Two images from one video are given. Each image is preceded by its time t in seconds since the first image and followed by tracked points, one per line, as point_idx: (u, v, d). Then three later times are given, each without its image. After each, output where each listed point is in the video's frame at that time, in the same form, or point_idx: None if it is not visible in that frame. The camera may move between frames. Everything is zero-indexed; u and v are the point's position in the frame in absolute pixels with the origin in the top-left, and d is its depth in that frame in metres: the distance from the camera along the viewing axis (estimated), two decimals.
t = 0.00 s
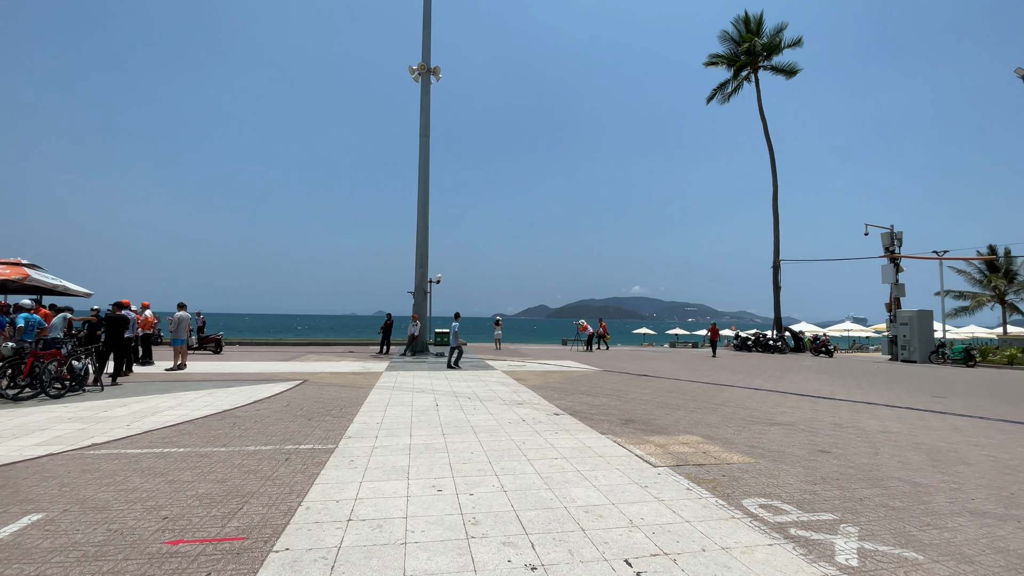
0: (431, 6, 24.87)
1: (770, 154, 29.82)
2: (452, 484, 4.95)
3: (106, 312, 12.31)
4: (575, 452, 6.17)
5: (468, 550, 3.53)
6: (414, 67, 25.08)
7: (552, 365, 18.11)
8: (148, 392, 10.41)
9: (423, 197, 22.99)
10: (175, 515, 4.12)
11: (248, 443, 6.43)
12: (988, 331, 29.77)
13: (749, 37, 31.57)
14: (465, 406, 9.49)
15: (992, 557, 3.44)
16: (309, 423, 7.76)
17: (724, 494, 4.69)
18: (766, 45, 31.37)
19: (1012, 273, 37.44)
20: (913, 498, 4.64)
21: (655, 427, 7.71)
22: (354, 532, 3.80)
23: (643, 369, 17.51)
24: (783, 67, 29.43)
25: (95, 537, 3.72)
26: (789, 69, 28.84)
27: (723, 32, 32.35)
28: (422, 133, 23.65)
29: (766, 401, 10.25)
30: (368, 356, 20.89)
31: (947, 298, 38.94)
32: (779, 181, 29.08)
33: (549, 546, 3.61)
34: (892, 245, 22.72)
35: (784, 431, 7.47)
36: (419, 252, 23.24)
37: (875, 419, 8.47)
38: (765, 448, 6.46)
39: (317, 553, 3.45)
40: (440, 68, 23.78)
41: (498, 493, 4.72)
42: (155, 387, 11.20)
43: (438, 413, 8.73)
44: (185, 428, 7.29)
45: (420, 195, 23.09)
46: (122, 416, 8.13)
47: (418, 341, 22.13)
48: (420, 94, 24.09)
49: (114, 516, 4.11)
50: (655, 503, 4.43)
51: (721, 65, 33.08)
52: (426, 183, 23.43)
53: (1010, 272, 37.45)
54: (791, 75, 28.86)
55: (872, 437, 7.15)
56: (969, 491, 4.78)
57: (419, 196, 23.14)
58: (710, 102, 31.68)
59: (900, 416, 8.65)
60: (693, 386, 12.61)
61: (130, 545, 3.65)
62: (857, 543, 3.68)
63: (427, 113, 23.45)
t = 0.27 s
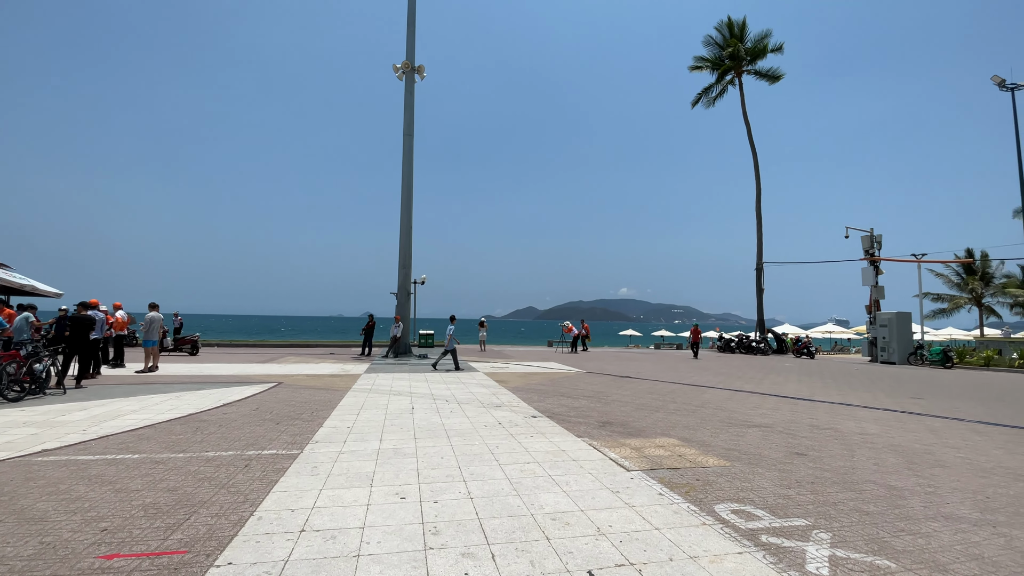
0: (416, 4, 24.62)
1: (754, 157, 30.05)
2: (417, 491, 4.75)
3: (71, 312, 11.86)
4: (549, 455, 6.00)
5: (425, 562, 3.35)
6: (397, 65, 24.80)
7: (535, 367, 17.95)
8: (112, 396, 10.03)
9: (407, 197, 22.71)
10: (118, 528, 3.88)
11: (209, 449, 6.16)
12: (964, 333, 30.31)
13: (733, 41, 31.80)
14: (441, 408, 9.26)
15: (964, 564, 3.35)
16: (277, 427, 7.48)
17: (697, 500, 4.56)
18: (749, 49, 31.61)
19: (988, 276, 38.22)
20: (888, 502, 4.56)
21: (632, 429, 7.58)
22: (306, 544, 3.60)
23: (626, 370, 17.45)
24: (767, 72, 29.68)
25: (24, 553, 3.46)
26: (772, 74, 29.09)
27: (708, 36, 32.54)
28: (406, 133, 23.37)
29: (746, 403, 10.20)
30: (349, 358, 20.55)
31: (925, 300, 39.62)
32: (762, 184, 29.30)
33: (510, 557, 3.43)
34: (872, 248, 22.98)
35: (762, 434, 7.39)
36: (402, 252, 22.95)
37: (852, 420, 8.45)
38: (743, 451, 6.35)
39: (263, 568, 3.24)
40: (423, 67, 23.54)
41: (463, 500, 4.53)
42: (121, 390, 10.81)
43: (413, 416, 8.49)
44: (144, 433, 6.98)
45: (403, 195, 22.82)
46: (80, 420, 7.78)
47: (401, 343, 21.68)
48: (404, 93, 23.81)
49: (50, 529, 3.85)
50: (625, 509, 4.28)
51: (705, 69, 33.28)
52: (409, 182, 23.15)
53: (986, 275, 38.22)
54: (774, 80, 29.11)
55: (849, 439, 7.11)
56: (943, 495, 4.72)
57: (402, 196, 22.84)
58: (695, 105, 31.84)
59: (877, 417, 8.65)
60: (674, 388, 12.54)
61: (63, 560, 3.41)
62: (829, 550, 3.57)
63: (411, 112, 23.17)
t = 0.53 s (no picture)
0: (396, 3, 24.40)
1: (734, 161, 30.39)
2: (373, 500, 4.57)
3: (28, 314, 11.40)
4: (516, 460, 5.83)
5: None
6: (378, 64, 24.52)
7: (514, 369, 17.79)
8: (69, 401, 9.63)
9: (386, 198, 22.42)
10: (44, 543, 3.64)
11: (161, 458, 5.88)
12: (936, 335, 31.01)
13: (713, 46, 32.15)
14: (412, 412, 9.04)
15: (923, 570, 3.29)
16: (238, 434, 7.21)
17: (660, 505, 4.46)
18: (729, 55, 31.98)
19: (959, 279, 39.18)
20: (851, 505, 4.51)
21: (604, 432, 7.49)
22: (244, 559, 3.40)
23: (605, 372, 17.41)
24: (746, 77, 30.03)
25: None
26: (750, 80, 29.47)
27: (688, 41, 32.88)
28: (386, 132, 23.08)
29: (720, 404, 10.21)
30: (326, 361, 20.18)
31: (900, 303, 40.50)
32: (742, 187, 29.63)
33: (459, 570, 3.27)
34: (847, 251, 23.37)
35: (733, 436, 7.37)
36: (381, 254, 22.63)
37: (822, 421, 8.49)
38: (713, 454, 6.30)
39: None
40: (404, 67, 23.29)
41: (420, 508, 4.36)
42: (80, 395, 10.40)
43: (381, 421, 8.26)
44: (95, 440, 6.67)
45: (382, 196, 22.53)
46: (29, 427, 7.42)
47: (379, 345, 21.37)
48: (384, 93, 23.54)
49: None
50: (585, 516, 4.15)
51: (686, 74, 33.57)
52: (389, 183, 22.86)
53: (958, 278, 39.20)
54: (753, 85, 29.47)
55: (817, 440, 7.12)
56: (906, 497, 4.70)
57: (381, 197, 22.54)
58: (676, 109, 32.08)
59: (847, 418, 8.70)
60: (651, 389, 12.50)
61: None
62: (789, 557, 3.49)
63: (390, 112, 22.92)
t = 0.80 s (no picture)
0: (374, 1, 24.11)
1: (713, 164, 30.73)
2: (326, 510, 4.36)
3: None
4: (482, 465, 5.66)
5: None
6: (355, 63, 24.19)
7: (492, 371, 17.64)
8: (19, 407, 9.17)
9: (364, 197, 22.08)
10: None
11: (108, 468, 5.58)
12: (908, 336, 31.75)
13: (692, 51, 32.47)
14: (382, 416, 8.81)
15: None
16: (195, 441, 6.91)
17: (625, 511, 4.35)
18: (708, 59, 32.33)
19: (930, 281, 40.22)
20: (817, 508, 4.46)
21: (575, 435, 7.38)
22: None
23: (584, 374, 17.37)
24: (724, 82, 30.38)
25: None
26: (729, 84, 29.80)
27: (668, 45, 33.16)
28: (364, 131, 22.74)
29: (695, 406, 10.20)
30: (301, 364, 19.77)
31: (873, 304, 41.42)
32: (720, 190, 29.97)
33: None
34: (822, 254, 23.76)
35: (705, 438, 7.32)
36: (358, 254, 22.26)
37: (794, 422, 8.51)
38: (682, 456, 6.23)
39: None
40: (382, 65, 23.00)
41: (375, 518, 4.17)
42: (33, 401, 9.92)
43: (349, 426, 8.01)
44: (40, 449, 6.32)
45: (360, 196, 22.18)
46: None
47: (356, 347, 21.16)
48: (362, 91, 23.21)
49: None
50: (546, 524, 4.00)
51: (666, 78, 33.85)
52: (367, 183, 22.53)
53: (929, 280, 40.23)
54: (731, 90, 29.83)
55: (788, 441, 7.11)
56: (872, 499, 4.67)
57: (359, 197, 22.19)
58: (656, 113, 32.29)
59: (819, 419, 8.74)
60: (628, 391, 12.47)
61: None
62: (750, 564, 3.40)
63: (368, 111, 22.58)
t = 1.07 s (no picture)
0: None
1: (693, 165, 30.95)
2: (277, 520, 4.14)
3: None
4: (448, 469, 5.46)
5: None
6: (333, 58, 23.75)
7: (472, 372, 17.42)
8: None
9: (342, 196, 21.67)
10: None
11: (49, 477, 5.26)
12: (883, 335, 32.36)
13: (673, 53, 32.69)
14: (352, 419, 8.53)
15: None
16: (149, 448, 6.58)
17: (591, 516, 4.19)
18: (688, 61, 32.56)
19: (905, 282, 41.12)
20: (787, 509, 4.37)
21: (548, 437, 7.24)
22: None
23: (563, 374, 17.25)
24: (704, 84, 30.60)
25: None
26: (708, 86, 30.05)
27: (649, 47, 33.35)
28: (342, 129, 22.33)
29: (671, 406, 10.15)
30: (276, 366, 19.29)
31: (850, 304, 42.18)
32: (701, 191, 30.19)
33: None
34: (799, 254, 24.07)
35: (679, 438, 7.22)
36: (336, 254, 21.83)
37: (768, 422, 8.49)
38: (655, 457, 6.12)
39: None
40: (360, 62, 22.63)
41: (328, 527, 3.96)
42: None
43: (315, 429, 7.73)
44: None
45: (337, 194, 21.77)
46: None
47: (333, 349, 20.73)
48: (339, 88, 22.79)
49: None
50: (508, 533, 3.82)
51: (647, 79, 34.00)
52: (345, 181, 22.14)
53: (903, 281, 41.12)
54: (711, 91, 30.07)
55: (762, 441, 7.05)
56: (843, 500, 4.60)
57: (337, 195, 21.77)
58: (638, 114, 32.39)
59: (793, 418, 8.73)
60: (605, 391, 12.37)
61: None
62: (715, 571, 3.27)
63: (346, 108, 22.18)
